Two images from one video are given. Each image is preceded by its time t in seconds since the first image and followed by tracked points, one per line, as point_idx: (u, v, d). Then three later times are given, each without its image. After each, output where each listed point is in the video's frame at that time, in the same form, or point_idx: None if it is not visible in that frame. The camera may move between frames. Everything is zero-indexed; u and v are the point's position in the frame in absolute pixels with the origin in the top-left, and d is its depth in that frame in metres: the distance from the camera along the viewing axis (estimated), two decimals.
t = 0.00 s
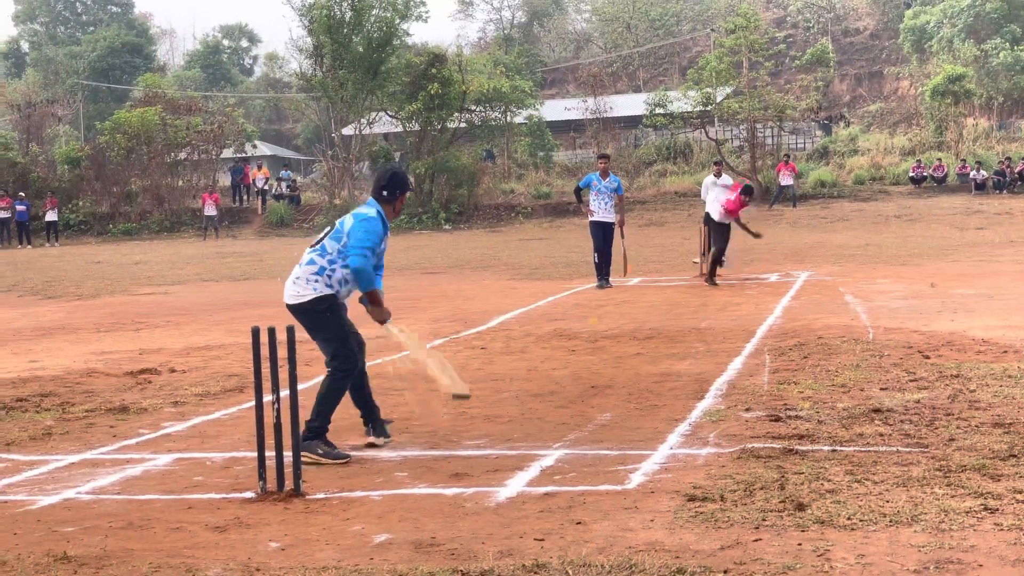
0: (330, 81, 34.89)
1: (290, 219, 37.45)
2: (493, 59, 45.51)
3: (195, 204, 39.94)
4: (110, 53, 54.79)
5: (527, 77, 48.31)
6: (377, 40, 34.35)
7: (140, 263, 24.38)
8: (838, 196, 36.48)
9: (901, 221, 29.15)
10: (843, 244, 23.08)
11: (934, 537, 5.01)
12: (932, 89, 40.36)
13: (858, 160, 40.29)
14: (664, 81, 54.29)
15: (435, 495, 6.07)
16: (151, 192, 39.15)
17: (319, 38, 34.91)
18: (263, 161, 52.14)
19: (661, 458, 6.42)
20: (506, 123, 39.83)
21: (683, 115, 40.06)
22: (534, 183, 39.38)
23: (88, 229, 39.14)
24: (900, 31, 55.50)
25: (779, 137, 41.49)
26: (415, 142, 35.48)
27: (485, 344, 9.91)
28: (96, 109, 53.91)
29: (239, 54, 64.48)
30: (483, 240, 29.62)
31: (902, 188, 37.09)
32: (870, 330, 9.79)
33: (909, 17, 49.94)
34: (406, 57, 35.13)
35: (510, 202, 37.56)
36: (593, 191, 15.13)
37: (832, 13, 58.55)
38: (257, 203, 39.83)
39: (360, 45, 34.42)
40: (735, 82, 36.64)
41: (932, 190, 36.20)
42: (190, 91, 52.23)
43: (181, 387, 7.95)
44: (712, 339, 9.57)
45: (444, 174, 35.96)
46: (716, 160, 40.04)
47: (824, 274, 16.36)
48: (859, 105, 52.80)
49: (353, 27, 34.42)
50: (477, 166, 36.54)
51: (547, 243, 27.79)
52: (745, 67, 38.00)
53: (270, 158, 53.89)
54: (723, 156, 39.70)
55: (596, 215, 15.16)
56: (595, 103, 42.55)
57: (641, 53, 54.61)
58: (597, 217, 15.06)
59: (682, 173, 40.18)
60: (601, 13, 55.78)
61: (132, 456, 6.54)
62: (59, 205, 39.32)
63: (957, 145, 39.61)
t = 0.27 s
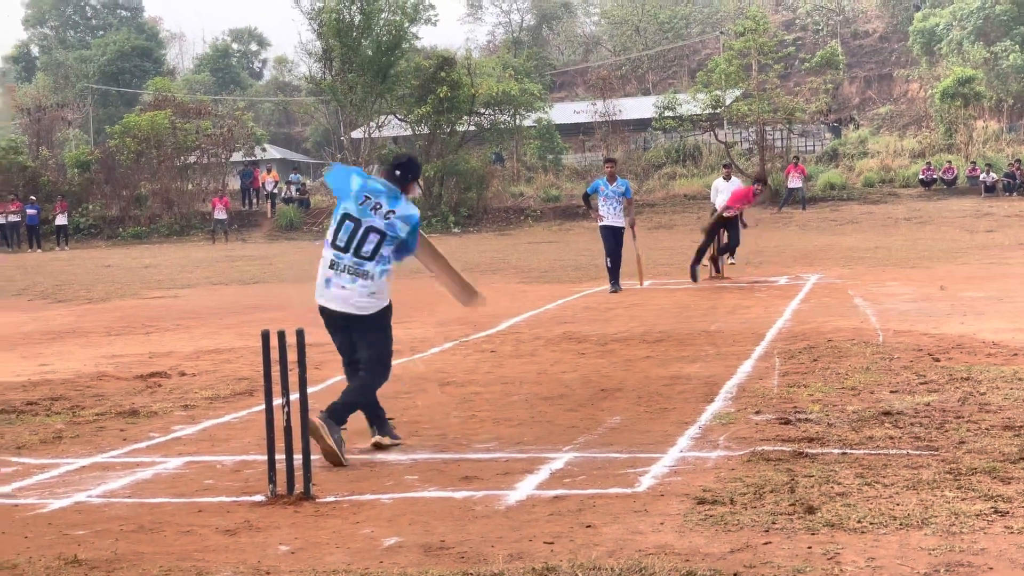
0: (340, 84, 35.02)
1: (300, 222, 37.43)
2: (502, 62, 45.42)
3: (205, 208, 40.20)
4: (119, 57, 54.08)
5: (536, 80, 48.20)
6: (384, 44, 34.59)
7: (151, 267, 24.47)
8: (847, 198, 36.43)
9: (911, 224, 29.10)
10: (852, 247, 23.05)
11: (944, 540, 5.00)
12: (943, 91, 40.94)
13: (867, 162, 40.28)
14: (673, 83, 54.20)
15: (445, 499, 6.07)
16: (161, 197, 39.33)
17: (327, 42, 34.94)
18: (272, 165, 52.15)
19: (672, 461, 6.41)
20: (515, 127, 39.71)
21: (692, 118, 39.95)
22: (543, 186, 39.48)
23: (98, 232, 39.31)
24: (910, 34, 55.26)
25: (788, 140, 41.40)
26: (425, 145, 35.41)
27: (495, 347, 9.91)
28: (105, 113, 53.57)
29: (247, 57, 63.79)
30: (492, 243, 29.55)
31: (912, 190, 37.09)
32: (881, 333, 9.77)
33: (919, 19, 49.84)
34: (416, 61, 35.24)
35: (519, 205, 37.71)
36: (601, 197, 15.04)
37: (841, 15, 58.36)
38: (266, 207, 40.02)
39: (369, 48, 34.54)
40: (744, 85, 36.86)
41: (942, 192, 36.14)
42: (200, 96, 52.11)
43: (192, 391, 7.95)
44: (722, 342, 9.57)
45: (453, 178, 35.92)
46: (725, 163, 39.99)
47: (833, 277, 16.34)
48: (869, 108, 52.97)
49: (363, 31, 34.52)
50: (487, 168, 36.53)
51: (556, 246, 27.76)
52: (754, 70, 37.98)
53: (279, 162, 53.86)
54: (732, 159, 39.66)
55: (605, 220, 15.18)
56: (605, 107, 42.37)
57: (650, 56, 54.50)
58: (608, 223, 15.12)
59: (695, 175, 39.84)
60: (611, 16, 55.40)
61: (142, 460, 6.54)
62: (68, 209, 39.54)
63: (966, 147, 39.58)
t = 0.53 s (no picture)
0: (355, 90, 34.41)
1: (317, 228, 37.58)
2: (518, 66, 45.38)
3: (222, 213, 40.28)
4: (136, 64, 52.53)
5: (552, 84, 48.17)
6: (401, 49, 33.89)
7: (169, 271, 24.62)
8: (864, 202, 36.74)
9: (928, 228, 29.05)
10: (868, 252, 23.02)
11: (961, 545, 5.00)
12: (960, 95, 40.65)
13: (885, 165, 40.76)
14: (690, 88, 54.45)
15: (462, 504, 6.07)
16: (178, 203, 39.49)
17: (344, 47, 34.27)
18: (290, 170, 52.31)
19: (689, 466, 6.41)
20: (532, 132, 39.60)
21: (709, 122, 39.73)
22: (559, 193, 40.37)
23: (116, 238, 39.58)
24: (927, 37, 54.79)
25: (805, 145, 41.32)
26: (440, 150, 35.61)
27: (511, 352, 9.92)
28: (123, 119, 53.67)
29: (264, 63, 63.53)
30: (510, 248, 29.53)
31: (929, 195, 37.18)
32: (898, 337, 9.76)
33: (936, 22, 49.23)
34: (432, 65, 35.07)
35: (535, 210, 38.67)
36: (615, 201, 15.14)
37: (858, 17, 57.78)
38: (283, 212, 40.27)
39: (386, 54, 33.95)
40: (761, 89, 36.81)
41: (959, 197, 36.25)
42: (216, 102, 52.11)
43: (209, 396, 7.97)
44: (739, 347, 9.56)
45: (469, 183, 36.30)
46: (741, 167, 40.26)
47: (850, 281, 16.32)
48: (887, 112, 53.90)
49: (379, 37, 33.82)
50: (502, 173, 37.01)
51: (572, 251, 27.77)
52: (770, 74, 38.12)
53: (296, 166, 54.03)
54: (749, 163, 39.74)
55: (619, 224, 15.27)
56: (621, 111, 42.30)
57: (666, 60, 54.61)
58: (620, 227, 15.21)
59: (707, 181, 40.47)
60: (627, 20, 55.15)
61: (160, 465, 6.56)
62: (86, 214, 39.62)
63: (983, 151, 39.68)
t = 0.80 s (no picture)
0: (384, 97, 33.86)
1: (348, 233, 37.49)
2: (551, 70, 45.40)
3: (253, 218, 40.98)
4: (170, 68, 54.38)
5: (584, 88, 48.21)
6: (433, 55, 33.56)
7: (203, 276, 24.82)
8: (898, 206, 37.51)
9: (962, 231, 28.82)
10: (900, 255, 22.87)
11: (998, 550, 4.95)
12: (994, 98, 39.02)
13: (918, 169, 41.99)
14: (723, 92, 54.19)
15: (495, 508, 6.07)
16: (212, 208, 40.46)
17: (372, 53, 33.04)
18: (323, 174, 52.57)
19: (721, 470, 6.39)
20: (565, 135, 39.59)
21: (741, 126, 39.19)
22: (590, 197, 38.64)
23: (149, 243, 40.61)
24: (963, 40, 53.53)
25: (838, 148, 41.07)
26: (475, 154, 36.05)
27: (543, 356, 9.92)
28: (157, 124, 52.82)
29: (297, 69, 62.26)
30: (545, 253, 29.43)
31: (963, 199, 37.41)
32: (932, 341, 9.71)
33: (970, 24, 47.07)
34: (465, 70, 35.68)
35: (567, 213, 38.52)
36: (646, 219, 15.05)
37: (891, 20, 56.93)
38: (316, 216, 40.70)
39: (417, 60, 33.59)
40: (794, 92, 37.56)
41: (995, 200, 36.59)
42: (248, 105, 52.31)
43: (243, 401, 8.01)
44: (771, 351, 9.53)
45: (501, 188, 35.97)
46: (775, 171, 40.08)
47: (882, 285, 16.20)
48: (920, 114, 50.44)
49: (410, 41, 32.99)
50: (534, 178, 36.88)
51: (606, 255, 27.70)
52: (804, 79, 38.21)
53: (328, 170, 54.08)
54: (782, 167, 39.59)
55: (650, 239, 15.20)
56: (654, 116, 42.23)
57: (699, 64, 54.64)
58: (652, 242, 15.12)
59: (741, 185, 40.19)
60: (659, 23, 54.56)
61: (194, 468, 6.59)
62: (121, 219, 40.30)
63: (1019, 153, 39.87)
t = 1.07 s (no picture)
0: (419, 97, 35.27)
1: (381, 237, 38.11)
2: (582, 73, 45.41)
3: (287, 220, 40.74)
4: (205, 73, 55.18)
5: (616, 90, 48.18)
6: (466, 56, 34.71)
7: (239, 279, 25.00)
8: (932, 208, 36.23)
9: (995, 234, 28.50)
10: (935, 258, 22.65)
11: None
12: None
13: (953, 171, 40.08)
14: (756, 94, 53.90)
15: (530, 511, 6.08)
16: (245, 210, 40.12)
17: (408, 55, 35.19)
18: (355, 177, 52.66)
19: (756, 474, 6.38)
20: (597, 138, 39.59)
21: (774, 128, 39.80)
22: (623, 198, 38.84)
23: (185, 246, 39.82)
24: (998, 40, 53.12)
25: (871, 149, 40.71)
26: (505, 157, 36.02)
27: (577, 359, 9.92)
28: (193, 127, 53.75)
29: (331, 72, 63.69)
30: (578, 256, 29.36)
31: (1000, 200, 36.53)
32: (968, 344, 9.65)
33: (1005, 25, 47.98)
34: (497, 73, 35.59)
35: (599, 215, 37.85)
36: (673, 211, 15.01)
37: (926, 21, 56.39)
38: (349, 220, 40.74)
39: (449, 62, 34.73)
40: (828, 95, 36.86)
41: None
42: (285, 110, 52.80)
43: (278, 403, 8.05)
44: (805, 354, 9.50)
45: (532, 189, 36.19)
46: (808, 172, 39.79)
47: (917, 288, 16.10)
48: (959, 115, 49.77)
49: (443, 44, 34.69)
50: (565, 181, 36.77)
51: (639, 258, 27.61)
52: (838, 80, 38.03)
53: (361, 173, 54.29)
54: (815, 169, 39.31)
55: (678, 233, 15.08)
56: (685, 117, 42.92)
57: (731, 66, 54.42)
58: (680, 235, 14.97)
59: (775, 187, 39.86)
60: (690, 26, 54.06)
61: (231, 470, 6.63)
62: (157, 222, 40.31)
63: None
